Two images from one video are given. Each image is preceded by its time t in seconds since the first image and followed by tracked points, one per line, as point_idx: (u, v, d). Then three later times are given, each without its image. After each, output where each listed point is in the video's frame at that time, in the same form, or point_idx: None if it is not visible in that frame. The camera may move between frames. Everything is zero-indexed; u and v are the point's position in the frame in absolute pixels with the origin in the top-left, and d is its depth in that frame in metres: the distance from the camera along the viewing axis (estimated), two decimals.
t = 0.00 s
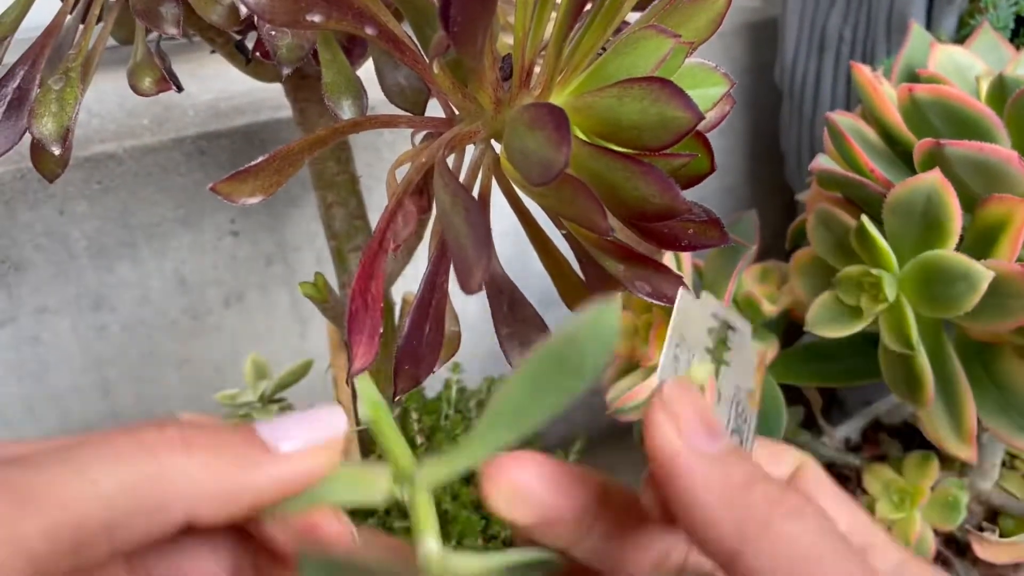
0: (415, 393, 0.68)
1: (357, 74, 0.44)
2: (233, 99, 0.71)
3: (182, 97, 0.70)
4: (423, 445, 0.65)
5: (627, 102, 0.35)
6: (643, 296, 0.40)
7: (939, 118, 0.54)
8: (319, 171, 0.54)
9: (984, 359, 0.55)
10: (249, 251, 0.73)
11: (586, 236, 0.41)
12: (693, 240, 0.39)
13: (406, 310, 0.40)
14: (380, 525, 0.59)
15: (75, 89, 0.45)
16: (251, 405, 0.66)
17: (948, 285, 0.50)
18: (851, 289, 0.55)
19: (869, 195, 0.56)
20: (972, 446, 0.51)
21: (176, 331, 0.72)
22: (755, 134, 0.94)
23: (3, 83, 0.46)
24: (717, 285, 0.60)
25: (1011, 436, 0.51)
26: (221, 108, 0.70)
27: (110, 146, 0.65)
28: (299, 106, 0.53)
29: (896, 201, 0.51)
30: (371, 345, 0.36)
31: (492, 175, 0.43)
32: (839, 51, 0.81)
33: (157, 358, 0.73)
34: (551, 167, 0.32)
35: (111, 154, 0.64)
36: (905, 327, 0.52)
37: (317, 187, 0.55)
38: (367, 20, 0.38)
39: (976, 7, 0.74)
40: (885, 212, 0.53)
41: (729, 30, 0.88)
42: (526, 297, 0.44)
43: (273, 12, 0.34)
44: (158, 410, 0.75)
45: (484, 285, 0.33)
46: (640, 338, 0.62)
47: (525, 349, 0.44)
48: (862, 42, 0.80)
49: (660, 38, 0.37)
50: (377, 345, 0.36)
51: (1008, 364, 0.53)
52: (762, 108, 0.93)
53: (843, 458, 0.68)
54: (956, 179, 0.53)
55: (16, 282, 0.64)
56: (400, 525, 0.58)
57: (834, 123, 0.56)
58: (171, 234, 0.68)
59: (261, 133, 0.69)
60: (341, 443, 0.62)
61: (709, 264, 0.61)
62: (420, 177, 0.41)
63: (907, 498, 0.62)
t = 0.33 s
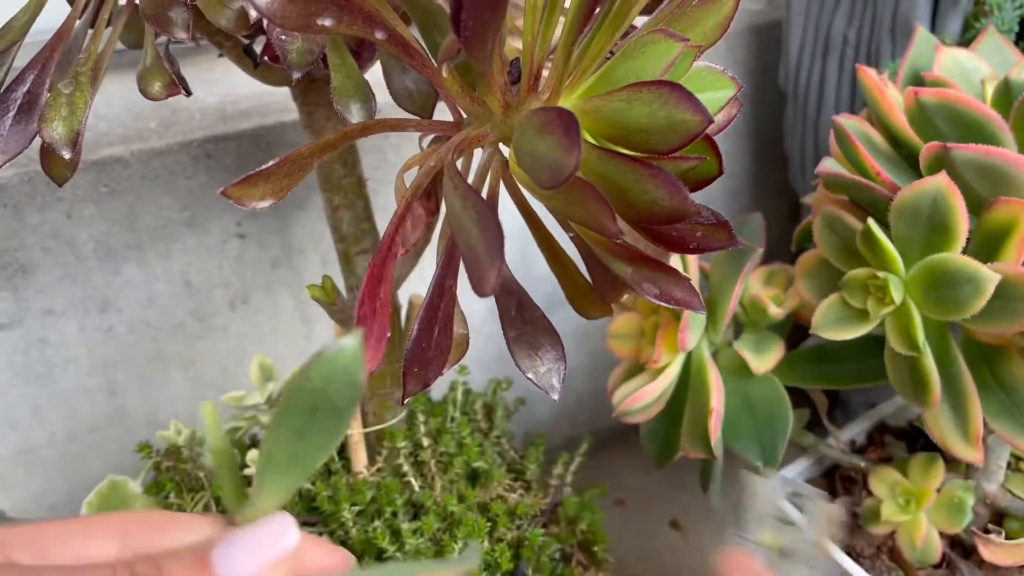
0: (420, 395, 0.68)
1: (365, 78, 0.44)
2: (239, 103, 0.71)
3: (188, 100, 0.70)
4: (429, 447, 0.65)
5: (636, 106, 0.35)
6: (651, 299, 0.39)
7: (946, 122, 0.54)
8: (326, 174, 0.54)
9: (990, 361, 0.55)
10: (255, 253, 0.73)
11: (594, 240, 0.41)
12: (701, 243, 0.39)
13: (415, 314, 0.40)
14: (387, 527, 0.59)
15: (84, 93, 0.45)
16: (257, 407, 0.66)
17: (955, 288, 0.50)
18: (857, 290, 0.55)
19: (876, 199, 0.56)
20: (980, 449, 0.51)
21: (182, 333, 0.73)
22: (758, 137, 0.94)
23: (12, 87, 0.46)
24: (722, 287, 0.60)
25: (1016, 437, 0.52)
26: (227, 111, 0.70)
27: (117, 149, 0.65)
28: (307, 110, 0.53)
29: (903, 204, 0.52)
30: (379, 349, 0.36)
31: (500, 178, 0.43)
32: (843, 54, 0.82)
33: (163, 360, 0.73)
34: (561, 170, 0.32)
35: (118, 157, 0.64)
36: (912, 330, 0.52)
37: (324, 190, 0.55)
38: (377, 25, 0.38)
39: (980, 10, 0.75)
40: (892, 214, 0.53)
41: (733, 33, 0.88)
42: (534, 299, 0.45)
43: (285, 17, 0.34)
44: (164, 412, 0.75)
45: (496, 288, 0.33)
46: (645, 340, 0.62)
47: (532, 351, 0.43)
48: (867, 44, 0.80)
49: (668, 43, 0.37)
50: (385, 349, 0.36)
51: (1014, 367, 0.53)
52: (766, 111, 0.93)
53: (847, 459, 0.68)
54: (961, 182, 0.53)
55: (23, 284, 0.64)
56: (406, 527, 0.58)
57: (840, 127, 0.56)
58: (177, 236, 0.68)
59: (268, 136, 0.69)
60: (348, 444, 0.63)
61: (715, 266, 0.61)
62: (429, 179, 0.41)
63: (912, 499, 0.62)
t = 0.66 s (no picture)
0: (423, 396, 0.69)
1: (369, 81, 0.44)
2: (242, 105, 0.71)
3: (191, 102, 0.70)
4: (431, 448, 0.66)
5: (638, 109, 0.35)
6: (652, 300, 0.40)
7: (946, 124, 0.54)
8: (330, 176, 0.54)
9: (990, 363, 0.55)
10: (257, 254, 0.73)
11: (596, 242, 0.41)
12: (703, 245, 0.39)
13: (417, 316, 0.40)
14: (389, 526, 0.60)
15: (90, 95, 0.45)
16: (261, 407, 0.67)
17: (956, 289, 0.50)
18: (858, 292, 0.55)
19: (878, 201, 0.56)
20: (980, 450, 0.52)
21: (186, 334, 0.73)
22: (759, 140, 0.94)
23: (18, 88, 0.46)
24: (724, 290, 0.60)
25: (1017, 437, 0.52)
26: (231, 114, 0.71)
27: (121, 150, 0.65)
28: (309, 112, 0.53)
29: (904, 206, 0.52)
30: (383, 350, 0.36)
31: (502, 181, 0.44)
32: (844, 57, 0.82)
33: (166, 360, 0.73)
34: (564, 172, 0.32)
35: (122, 158, 0.64)
36: (912, 332, 0.52)
37: (328, 192, 0.55)
38: (380, 28, 0.38)
39: (981, 13, 0.75)
40: (893, 216, 0.53)
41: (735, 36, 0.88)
42: (536, 300, 0.45)
43: (290, 20, 0.34)
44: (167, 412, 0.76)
45: (499, 290, 0.33)
46: (647, 341, 0.63)
47: (535, 352, 0.44)
48: (868, 45, 0.80)
49: (669, 46, 0.37)
50: (389, 350, 0.36)
51: (1015, 368, 0.54)
52: (767, 113, 0.94)
53: (848, 461, 0.68)
54: (962, 183, 0.53)
55: (27, 285, 0.64)
56: (409, 527, 0.59)
57: (841, 129, 0.57)
58: (180, 238, 0.69)
59: (271, 137, 0.69)
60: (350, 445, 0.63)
61: (716, 268, 0.61)
62: (432, 181, 0.41)
63: (914, 501, 0.62)
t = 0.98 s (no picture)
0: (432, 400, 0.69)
1: (381, 85, 0.45)
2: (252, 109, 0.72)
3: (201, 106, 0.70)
4: (440, 451, 0.66)
5: (651, 113, 0.36)
6: (663, 304, 0.40)
7: (956, 128, 0.54)
8: (340, 179, 0.54)
9: (1001, 366, 0.55)
10: (266, 258, 0.73)
11: (607, 245, 0.41)
12: (714, 249, 0.40)
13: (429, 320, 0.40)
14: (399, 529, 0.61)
15: (103, 99, 0.45)
16: (270, 411, 0.67)
17: (967, 293, 0.50)
18: (868, 295, 0.55)
19: (888, 205, 0.56)
20: (991, 454, 0.52)
21: (195, 337, 0.73)
22: (766, 143, 0.94)
23: (32, 93, 0.46)
24: (734, 293, 0.60)
25: None
26: (241, 117, 0.71)
27: (131, 154, 0.65)
28: (320, 116, 0.54)
29: (915, 209, 0.52)
30: (395, 353, 0.36)
31: (513, 185, 0.44)
32: (851, 60, 0.82)
33: (175, 363, 0.73)
34: (578, 176, 0.33)
35: (132, 162, 0.64)
36: (923, 336, 0.52)
37: (338, 196, 0.56)
38: (394, 32, 0.38)
39: (989, 17, 0.75)
40: (903, 219, 0.53)
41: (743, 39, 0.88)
42: (546, 304, 0.45)
43: (305, 25, 0.34)
44: (175, 414, 0.76)
45: (513, 293, 0.33)
46: (656, 345, 0.63)
47: (545, 355, 0.44)
48: (876, 49, 0.80)
49: (682, 51, 0.37)
50: (401, 352, 0.36)
51: None
52: (775, 116, 0.94)
53: (857, 465, 0.68)
54: (972, 187, 0.53)
55: (38, 288, 0.64)
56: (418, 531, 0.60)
57: (851, 133, 0.57)
58: (190, 241, 0.69)
59: (281, 142, 0.69)
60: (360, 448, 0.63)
61: (726, 272, 0.61)
62: (443, 185, 0.41)
63: (923, 505, 0.62)
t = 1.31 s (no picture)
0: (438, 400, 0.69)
1: (387, 85, 0.44)
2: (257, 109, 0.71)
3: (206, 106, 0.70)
4: (446, 452, 0.66)
5: (660, 113, 0.35)
6: (672, 306, 0.40)
7: (965, 128, 0.54)
8: (346, 180, 0.54)
9: (1011, 368, 0.55)
10: (272, 258, 0.73)
11: (615, 246, 0.41)
12: (723, 250, 0.39)
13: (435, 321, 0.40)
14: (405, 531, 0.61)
15: (109, 101, 0.45)
16: (276, 412, 0.67)
17: (977, 295, 0.50)
18: (877, 297, 0.55)
19: (896, 205, 0.56)
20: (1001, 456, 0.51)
21: (200, 338, 0.73)
22: (772, 143, 0.94)
23: (37, 94, 0.46)
24: (741, 294, 0.60)
25: None
26: (246, 118, 0.71)
27: (136, 155, 0.65)
28: (326, 117, 0.53)
29: (924, 210, 0.52)
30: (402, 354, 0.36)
31: (520, 186, 0.44)
32: (858, 60, 0.82)
33: (179, 364, 0.73)
34: (587, 177, 0.32)
35: (138, 163, 0.64)
36: (932, 338, 0.52)
37: (343, 197, 0.55)
38: (401, 33, 0.38)
39: (997, 17, 0.74)
40: (912, 220, 0.53)
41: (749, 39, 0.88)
42: (553, 305, 0.45)
43: (313, 26, 0.33)
44: (180, 415, 0.76)
45: (522, 294, 0.33)
46: (663, 346, 0.62)
47: (552, 358, 0.43)
48: (883, 49, 0.80)
49: (691, 50, 0.37)
50: (408, 354, 0.36)
51: None
52: (781, 116, 0.93)
53: (865, 467, 0.68)
54: (982, 188, 0.53)
55: (43, 289, 0.64)
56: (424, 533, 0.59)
57: (860, 134, 0.56)
58: (195, 242, 0.69)
59: (286, 142, 0.69)
60: (365, 449, 0.63)
61: (733, 273, 0.61)
62: (451, 186, 0.41)
63: (931, 507, 0.62)
